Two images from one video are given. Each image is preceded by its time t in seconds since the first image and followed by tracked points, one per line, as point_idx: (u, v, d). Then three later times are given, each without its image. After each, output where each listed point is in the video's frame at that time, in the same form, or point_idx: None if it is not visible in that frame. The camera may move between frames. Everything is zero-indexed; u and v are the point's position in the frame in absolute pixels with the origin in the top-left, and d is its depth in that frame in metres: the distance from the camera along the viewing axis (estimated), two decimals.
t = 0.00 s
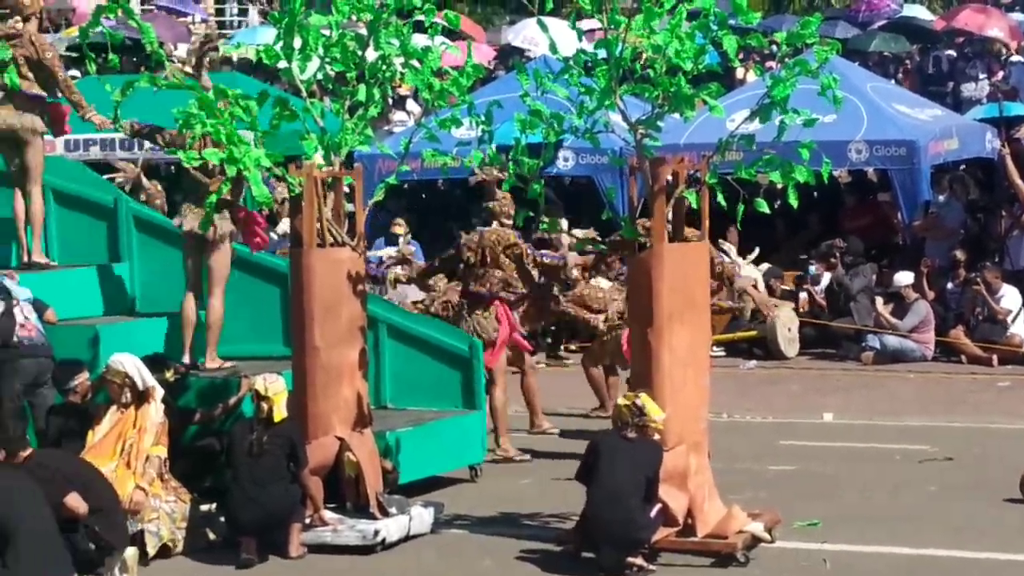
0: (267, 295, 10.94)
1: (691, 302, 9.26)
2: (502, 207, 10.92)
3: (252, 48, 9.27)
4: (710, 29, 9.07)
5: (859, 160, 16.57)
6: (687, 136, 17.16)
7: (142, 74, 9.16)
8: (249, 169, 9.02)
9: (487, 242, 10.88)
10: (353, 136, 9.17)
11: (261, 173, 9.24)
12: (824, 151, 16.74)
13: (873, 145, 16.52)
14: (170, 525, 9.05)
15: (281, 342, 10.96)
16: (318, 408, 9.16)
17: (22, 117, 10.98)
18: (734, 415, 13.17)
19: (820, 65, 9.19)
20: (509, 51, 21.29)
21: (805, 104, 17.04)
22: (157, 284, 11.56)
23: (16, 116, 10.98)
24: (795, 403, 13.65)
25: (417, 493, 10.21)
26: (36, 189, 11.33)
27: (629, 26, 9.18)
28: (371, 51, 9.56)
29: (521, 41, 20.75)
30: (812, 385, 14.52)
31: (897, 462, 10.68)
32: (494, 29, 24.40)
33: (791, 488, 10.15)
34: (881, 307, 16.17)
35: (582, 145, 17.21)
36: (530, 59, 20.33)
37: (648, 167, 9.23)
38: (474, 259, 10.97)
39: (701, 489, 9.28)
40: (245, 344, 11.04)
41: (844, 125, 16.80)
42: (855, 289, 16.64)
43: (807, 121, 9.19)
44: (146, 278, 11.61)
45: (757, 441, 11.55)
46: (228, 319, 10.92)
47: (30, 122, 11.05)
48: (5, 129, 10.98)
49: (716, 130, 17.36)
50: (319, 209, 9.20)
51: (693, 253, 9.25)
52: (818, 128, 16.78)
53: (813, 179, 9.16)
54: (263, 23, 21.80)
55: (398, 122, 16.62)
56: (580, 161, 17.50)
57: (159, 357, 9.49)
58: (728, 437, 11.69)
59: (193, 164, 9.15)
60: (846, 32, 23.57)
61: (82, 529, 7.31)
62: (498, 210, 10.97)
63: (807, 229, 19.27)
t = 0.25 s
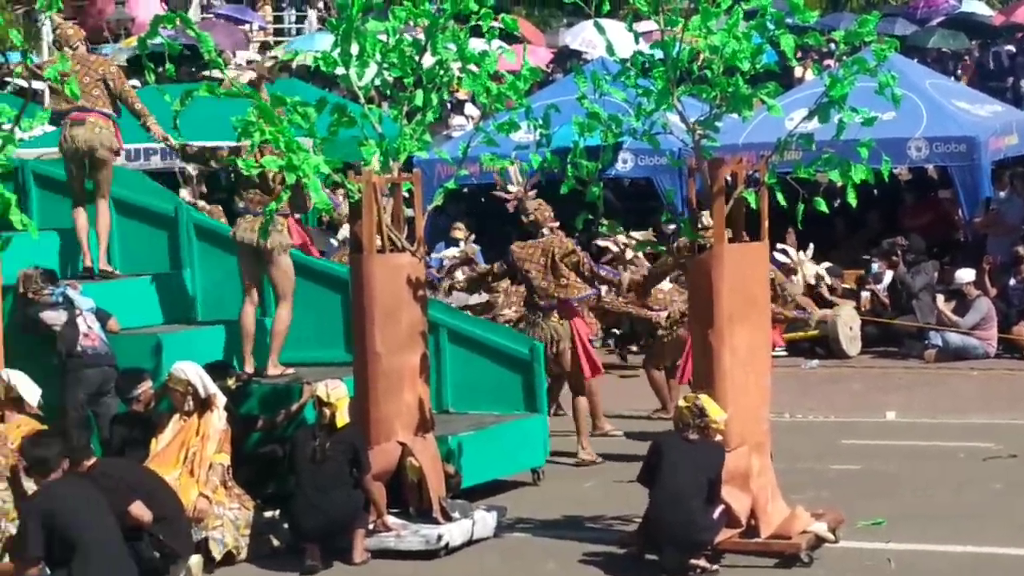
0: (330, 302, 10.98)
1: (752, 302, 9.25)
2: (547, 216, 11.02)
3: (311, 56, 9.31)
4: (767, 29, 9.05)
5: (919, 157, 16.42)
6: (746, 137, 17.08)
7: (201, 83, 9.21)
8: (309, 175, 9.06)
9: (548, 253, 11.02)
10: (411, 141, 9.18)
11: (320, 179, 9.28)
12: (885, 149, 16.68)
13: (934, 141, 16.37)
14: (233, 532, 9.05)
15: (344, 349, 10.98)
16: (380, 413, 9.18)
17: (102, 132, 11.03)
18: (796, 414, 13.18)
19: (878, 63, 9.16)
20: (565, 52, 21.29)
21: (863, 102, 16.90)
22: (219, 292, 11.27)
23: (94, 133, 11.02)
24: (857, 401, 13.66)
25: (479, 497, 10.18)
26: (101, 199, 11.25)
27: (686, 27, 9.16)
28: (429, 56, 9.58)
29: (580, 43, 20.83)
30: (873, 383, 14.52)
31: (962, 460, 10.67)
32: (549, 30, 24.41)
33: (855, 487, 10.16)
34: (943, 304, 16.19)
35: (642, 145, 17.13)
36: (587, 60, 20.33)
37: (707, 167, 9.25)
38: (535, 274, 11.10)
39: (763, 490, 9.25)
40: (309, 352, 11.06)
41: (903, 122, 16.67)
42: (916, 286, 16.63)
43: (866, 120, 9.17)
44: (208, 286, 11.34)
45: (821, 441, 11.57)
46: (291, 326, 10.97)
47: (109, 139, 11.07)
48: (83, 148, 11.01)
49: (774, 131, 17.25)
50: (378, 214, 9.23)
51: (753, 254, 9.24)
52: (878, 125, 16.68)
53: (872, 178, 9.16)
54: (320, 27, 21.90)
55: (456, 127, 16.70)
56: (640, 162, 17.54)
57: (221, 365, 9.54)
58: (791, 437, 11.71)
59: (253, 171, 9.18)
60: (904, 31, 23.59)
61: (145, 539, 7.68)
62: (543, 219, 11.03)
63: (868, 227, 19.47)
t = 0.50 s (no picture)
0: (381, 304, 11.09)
1: (805, 295, 9.20)
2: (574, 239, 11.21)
3: (356, 58, 9.32)
4: (812, 20, 9.01)
5: (970, 144, 16.85)
6: (796, 127, 17.29)
7: (247, 87, 9.21)
8: (357, 177, 9.05)
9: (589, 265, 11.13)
10: (459, 140, 9.19)
11: (368, 180, 9.28)
12: (935, 136, 17.11)
13: (984, 129, 16.79)
14: (289, 536, 9.03)
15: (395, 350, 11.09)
16: (433, 414, 9.18)
17: (152, 142, 10.85)
18: (851, 406, 13.21)
19: (925, 51, 9.10)
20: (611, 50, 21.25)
21: (911, 91, 17.27)
22: (271, 297, 11.46)
23: (144, 143, 10.83)
24: (911, 392, 13.67)
25: (533, 496, 10.14)
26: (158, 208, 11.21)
27: (731, 20, 9.13)
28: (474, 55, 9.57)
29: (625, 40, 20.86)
30: (927, 375, 14.53)
31: (1021, 449, 10.66)
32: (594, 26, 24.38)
33: (912, 478, 10.16)
34: (997, 291, 16.52)
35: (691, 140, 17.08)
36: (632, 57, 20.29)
37: (756, 160, 9.21)
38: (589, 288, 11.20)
39: (820, 483, 9.20)
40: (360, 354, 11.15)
41: (953, 109, 17.11)
42: (970, 275, 16.92)
43: (914, 109, 9.11)
44: (259, 291, 11.54)
45: (878, 433, 11.58)
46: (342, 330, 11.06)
47: (158, 149, 10.91)
48: (128, 158, 10.89)
49: (824, 120, 17.77)
50: (427, 214, 9.23)
51: (804, 246, 9.20)
52: (927, 114, 17.10)
53: (923, 167, 9.07)
54: (365, 30, 21.93)
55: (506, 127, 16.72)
56: (689, 156, 17.40)
57: (274, 369, 9.56)
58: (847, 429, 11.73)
59: (301, 173, 9.19)
60: (950, 18, 23.54)
61: (203, 544, 7.80)
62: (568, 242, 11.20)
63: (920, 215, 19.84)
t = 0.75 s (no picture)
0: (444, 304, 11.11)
1: (869, 287, 9.16)
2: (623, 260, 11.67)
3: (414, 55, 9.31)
4: (872, 11, 8.96)
5: None
6: (855, 120, 17.18)
7: (305, 87, 9.21)
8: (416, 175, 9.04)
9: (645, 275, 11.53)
10: (518, 137, 9.18)
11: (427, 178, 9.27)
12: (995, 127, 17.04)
13: None
14: (354, 535, 9.02)
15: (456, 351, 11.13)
16: (496, 411, 9.18)
17: (201, 143, 10.82)
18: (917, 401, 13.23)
19: (986, 41, 9.03)
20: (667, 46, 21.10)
21: (970, 82, 17.14)
22: (335, 299, 11.50)
23: (195, 143, 10.82)
24: (976, 386, 13.69)
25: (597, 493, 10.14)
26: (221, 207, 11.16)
27: (790, 13, 9.08)
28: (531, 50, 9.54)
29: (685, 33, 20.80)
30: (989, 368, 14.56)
31: None
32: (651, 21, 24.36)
33: (978, 472, 10.19)
34: None
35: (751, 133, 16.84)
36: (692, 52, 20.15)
37: (816, 153, 9.16)
38: (657, 293, 11.51)
39: (885, 476, 9.17)
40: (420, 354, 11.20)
41: (1014, 100, 17.05)
42: None
43: (976, 100, 9.04)
44: (321, 293, 11.59)
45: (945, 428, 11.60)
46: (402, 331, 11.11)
47: (210, 150, 10.87)
48: (183, 159, 10.85)
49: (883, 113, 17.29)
50: (487, 210, 9.21)
51: (867, 239, 9.15)
52: (988, 105, 17.04)
53: (985, 158, 9.00)
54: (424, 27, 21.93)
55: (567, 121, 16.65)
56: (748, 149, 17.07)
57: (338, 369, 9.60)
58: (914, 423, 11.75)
59: (360, 173, 9.20)
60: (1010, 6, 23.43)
61: (268, 543, 7.65)
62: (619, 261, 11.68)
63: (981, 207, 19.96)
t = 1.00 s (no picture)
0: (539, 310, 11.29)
1: (974, 294, 9.08)
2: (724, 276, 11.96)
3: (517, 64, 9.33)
4: (976, 17, 8.88)
5: None
6: (957, 126, 17.01)
7: (409, 95, 9.22)
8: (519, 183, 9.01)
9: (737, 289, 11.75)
10: (620, 145, 9.17)
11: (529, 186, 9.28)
12: None
13: None
14: (457, 542, 9.01)
15: (553, 357, 11.27)
16: (599, 418, 9.16)
17: (288, 146, 10.74)
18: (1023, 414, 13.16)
19: None
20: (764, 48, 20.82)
21: None
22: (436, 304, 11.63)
23: (281, 147, 10.74)
24: None
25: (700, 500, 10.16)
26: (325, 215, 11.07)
27: (893, 19, 9.01)
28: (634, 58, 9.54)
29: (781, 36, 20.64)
30: None
31: None
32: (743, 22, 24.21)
33: None
34: None
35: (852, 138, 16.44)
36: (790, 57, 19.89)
37: (920, 160, 9.10)
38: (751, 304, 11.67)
39: (991, 484, 9.12)
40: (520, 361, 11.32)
41: None
42: None
43: None
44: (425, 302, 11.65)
45: None
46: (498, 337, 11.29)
47: (297, 154, 10.76)
48: (274, 163, 10.79)
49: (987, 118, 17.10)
50: (589, 219, 9.18)
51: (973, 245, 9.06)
52: None
53: None
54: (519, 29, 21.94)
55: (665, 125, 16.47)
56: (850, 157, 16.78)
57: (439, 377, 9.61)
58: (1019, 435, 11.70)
59: (463, 181, 9.21)
60: None
61: (372, 550, 8.04)
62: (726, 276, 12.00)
63: None
